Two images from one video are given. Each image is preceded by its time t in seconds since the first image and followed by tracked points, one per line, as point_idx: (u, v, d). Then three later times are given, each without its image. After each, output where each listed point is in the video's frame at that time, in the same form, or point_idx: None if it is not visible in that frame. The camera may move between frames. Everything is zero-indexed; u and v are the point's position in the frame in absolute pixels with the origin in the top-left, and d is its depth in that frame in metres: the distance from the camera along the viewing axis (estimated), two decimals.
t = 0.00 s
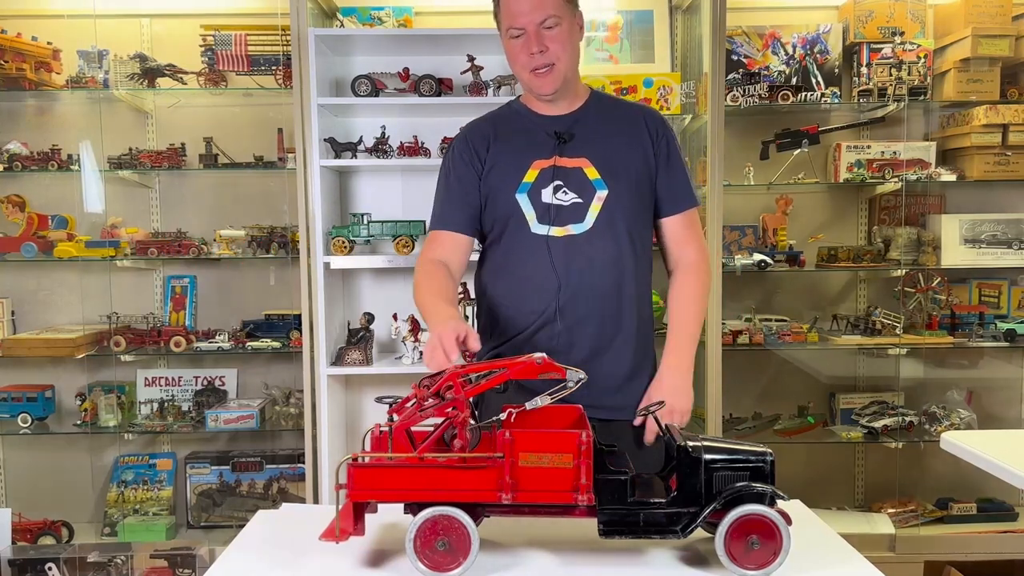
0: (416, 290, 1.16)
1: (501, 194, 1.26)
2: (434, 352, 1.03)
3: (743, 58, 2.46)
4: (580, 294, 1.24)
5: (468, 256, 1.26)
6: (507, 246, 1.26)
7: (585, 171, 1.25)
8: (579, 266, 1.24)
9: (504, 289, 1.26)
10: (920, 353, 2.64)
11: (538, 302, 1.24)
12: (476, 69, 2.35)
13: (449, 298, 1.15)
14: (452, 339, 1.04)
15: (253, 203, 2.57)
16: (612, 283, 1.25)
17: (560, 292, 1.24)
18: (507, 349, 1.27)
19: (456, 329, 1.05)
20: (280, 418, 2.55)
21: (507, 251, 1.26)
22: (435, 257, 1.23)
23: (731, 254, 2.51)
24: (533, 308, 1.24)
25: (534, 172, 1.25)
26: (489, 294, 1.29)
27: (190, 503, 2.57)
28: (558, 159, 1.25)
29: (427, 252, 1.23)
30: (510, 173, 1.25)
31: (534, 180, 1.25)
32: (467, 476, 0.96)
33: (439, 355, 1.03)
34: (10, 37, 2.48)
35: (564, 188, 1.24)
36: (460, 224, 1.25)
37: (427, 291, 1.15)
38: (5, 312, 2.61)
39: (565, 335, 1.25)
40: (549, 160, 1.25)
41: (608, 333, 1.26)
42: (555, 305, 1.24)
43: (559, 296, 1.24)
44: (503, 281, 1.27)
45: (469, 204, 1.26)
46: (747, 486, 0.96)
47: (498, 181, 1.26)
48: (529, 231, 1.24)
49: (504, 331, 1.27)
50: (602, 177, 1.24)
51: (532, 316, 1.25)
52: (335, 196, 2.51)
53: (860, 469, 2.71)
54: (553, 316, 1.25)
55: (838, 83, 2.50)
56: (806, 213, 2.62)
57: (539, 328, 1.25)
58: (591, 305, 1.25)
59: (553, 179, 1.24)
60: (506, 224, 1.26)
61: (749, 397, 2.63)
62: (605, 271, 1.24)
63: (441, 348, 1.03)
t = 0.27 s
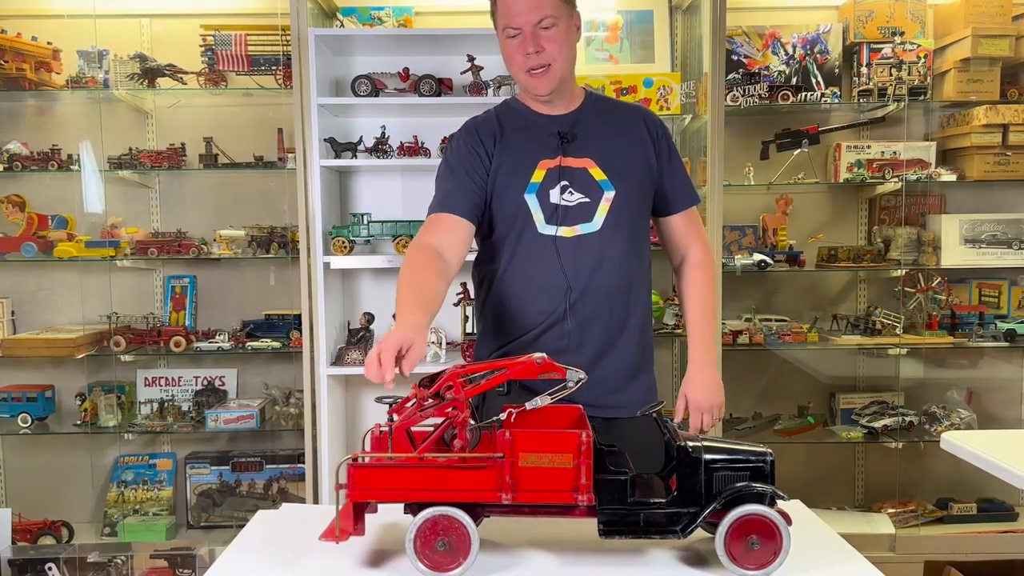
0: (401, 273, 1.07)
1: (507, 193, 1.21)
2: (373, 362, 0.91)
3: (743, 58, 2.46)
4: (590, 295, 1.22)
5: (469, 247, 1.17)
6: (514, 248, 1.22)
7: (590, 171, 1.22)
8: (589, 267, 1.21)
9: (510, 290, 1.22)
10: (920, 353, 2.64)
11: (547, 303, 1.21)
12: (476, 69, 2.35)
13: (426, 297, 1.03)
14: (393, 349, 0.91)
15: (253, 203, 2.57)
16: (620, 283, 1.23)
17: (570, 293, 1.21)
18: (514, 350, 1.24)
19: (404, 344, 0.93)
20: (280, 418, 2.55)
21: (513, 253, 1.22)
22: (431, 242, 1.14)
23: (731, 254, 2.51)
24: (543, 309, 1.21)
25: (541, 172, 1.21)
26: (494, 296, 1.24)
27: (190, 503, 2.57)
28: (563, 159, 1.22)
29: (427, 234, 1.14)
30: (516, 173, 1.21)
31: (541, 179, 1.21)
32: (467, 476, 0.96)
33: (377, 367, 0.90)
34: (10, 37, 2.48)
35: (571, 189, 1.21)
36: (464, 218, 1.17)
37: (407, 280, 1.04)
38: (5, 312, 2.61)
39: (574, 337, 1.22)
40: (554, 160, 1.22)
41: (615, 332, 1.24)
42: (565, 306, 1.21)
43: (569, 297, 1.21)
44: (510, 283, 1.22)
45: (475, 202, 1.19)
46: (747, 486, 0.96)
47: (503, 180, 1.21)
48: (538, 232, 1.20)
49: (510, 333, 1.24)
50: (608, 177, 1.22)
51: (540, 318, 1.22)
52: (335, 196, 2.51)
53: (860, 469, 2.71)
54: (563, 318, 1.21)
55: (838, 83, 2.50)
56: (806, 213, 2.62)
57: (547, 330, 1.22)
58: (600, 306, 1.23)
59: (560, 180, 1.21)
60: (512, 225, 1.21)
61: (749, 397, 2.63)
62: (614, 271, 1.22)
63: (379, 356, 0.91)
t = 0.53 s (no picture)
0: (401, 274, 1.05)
1: (510, 195, 1.20)
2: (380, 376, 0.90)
3: (743, 58, 2.46)
4: (595, 295, 1.22)
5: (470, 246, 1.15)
6: (518, 249, 1.21)
7: (592, 172, 1.21)
8: (593, 268, 1.21)
9: (514, 292, 1.22)
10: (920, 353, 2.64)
11: (551, 304, 1.21)
12: (476, 69, 2.35)
13: (427, 302, 1.02)
14: (404, 367, 0.90)
15: (253, 203, 2.57)
16: (623, 283, 1.24)
17: (575, 294, 1.21)
18: (517, 350, 1.24)
19: (411, 357, 0.91)
20: (280, 418, 2.55)
21: (517, 255, 1.21)
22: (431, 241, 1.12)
23: (731, 254, 2.51)
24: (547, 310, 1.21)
25: (544, 173, 1.20)
26: (498, 297, 1.24)
27: (190, 503, 2.57)
28: (565, 160, 1.21)
29: (427, 233, 1.12)
30: (519, 174, 1.20)
31: (544, 181, 1.20)
32: (467, 476, 0.96)
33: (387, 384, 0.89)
34: (10, 37, 2.48)
35: (574, 190, 1.20)
36: (468, 216, 1.15)
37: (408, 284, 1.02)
38: (5, 312, 2.61)
39: (579, 337, 1.23)
40: (556, 161, 1.21)
41: (618, 332, 1.25)
42: (570, 307, 1.21)
43: (573, 298, 1.21)
44: (513, 284, 1.22)
45: (479, 204, 1.18)
46: (747, 486, 0.96)
47: (507, 182, 1.20)
48: (542, 233, 1.20)
49: (514, 334, 1.24)
50: (609, 178, 1.22)
51: (545, 319, 1.22)
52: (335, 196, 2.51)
53: (860, 469, 2.71)
54: (567, 319, 1.22)
55: (838, 83, 2.50)
56: (806, 214, 2.62)
57: (551, 331, 1.22)
58: (604, 307, 1.23)
59: (563, 181, 1.20)
60: (516, 226, 1.20)
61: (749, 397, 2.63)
62: (617, 272, 1.22)
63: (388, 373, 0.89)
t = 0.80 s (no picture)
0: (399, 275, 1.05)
1: (508, 195, 1.20)
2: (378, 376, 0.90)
3: (743, 58, 2.46)
4: (592, 296, 1.21)
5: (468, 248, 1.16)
6: (515, 250, 1.20)
7: (590, 173, 1.21)
8: (591, 269, 1.20)
9: (512, 292, 1.22)
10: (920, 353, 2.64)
11: (549, 305, 1.21)
12: (476, 69, 2.35)
13: (425, 302, 1.02)
14: (403, 366, 0.90)
15: (253, 203, 2.57)
16: (621, 284, 1.23)
17: (573, 295, 1.21)
18: (514, 351, 1.24)
19: (410, 357, 0.91)
20: (280, 418, 2.55)
21: (515, 255, 1.21)
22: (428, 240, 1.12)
23: (731, 254, 2.51)
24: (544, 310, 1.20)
25: (542, 173, 1.20)
26: (495, 298, 1.23)
27: (190, 503, 2.57)
28: (563, 160, 1.21)
29: (425, 234, 1.12)
30: (517, 174, 1.20)
31: (542, 181, 1.20)
32: (467, 476, 0.96)
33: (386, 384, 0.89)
34: (10, 37, 2.48)
35: (572, 191, 1.20)
36: (467, 217, 1.15)
37: (407, 284, 1.02)
38: (5, 312, 2.61)
39: (576, 338, 1.22)
40: (554, 161, 1.21)
41: (616, 332, 1.24)
42: (567, 308, 1.21)
43: (571, 299, 1.21)
44: (511, 284, 1.21)
45: (477, 203, 1.17)
46: (747, 486, 0.96)
47: (505, 182, 1.20)
48: (539, 234, 1.19)
49: (512, 334, 1.24)
50: (607, 179, 1.22)
51: (542, 320, 1.21)
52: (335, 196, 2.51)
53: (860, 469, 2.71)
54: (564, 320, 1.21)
55: (838, 83, 2.50)
56: (806, 214, 2.62)
57: (549, 331, 1.21)
58: (601, 307, 1.22)
59: (561, 181, 1.20)
60: (513, 226, 1.20)
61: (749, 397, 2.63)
62: (615, 273, 1.22)
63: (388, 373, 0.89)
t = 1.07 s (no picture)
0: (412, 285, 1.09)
1: (499, 192, 1.20)
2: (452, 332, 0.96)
3: (743, 58, 2.46)
4: (583, 296, 1.21)
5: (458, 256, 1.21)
6: (505, 248, 1.20)
7: (583, 172, 1.21)
8: (582, 268, 1.20)
9: (502, 291, 1.21)
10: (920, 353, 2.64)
11: (539, 304, 1.20)
12: (476, 69, 2.35)
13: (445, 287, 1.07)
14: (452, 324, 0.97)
15: (253, 203, 2.57)
16: (613, 284, 1.22)
17: (564, 295, 1.20)
18: (506, 350, 1.23)
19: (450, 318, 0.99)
20: (280, 418, 2.55)
21: (505, 253, 1.21)
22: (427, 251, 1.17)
23: (731, 254, 2.51)
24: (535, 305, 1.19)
25: (533, 170, 1.20)
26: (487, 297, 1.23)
27: (190, 503, 2.57)
28: (555, 158, 1.21)
29: (416, 250, 1.17)
30: (507, 172, 1.20)
31: (533, 178, 1.20)
32: (467, 476, 0.96)
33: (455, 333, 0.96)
34: (10, 37, 2.48)
35: (563, 188, 1.20)
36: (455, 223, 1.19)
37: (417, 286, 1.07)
38: (5, 312, 2.62)
39: (567, 338, 1.22)
40: (546, 159, 1.21)
41: (608, 333, 1.24)
42: (558, 308, 1.20)
43: (562, 298, 1.20)
44: (501, 283, 1.21)
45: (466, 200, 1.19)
46: (747, 486, 0.96)
47: (495, 179, 1.20)
48: (529, 232, 1.19)
49: (503, 333, 1.23)
50: (601, 178, 1.21)
51: (533, 319, 1.21)
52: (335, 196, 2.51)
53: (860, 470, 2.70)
54: (555, 319, 1.21)
55: (838, 83, 2.50)
56: (806, 214, 2.62)
57: (539, 330, 1.21)
58: (593, 307, 1.22)
59: (552, 179, 1.20)
60: (504, 224, 1.20)
61: (749, 397, 2.63)
62: (606, 272, 1.21)
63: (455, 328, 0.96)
